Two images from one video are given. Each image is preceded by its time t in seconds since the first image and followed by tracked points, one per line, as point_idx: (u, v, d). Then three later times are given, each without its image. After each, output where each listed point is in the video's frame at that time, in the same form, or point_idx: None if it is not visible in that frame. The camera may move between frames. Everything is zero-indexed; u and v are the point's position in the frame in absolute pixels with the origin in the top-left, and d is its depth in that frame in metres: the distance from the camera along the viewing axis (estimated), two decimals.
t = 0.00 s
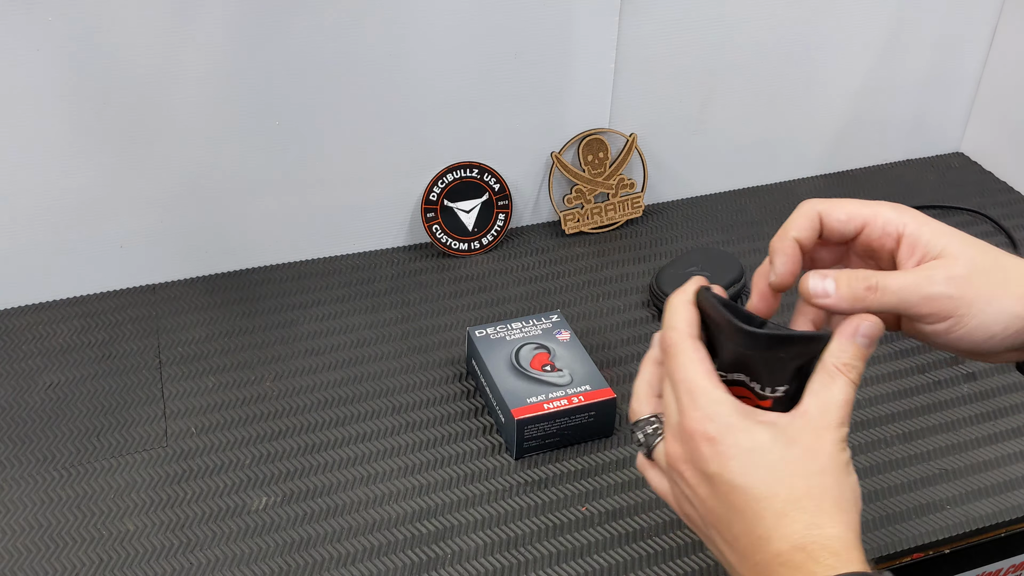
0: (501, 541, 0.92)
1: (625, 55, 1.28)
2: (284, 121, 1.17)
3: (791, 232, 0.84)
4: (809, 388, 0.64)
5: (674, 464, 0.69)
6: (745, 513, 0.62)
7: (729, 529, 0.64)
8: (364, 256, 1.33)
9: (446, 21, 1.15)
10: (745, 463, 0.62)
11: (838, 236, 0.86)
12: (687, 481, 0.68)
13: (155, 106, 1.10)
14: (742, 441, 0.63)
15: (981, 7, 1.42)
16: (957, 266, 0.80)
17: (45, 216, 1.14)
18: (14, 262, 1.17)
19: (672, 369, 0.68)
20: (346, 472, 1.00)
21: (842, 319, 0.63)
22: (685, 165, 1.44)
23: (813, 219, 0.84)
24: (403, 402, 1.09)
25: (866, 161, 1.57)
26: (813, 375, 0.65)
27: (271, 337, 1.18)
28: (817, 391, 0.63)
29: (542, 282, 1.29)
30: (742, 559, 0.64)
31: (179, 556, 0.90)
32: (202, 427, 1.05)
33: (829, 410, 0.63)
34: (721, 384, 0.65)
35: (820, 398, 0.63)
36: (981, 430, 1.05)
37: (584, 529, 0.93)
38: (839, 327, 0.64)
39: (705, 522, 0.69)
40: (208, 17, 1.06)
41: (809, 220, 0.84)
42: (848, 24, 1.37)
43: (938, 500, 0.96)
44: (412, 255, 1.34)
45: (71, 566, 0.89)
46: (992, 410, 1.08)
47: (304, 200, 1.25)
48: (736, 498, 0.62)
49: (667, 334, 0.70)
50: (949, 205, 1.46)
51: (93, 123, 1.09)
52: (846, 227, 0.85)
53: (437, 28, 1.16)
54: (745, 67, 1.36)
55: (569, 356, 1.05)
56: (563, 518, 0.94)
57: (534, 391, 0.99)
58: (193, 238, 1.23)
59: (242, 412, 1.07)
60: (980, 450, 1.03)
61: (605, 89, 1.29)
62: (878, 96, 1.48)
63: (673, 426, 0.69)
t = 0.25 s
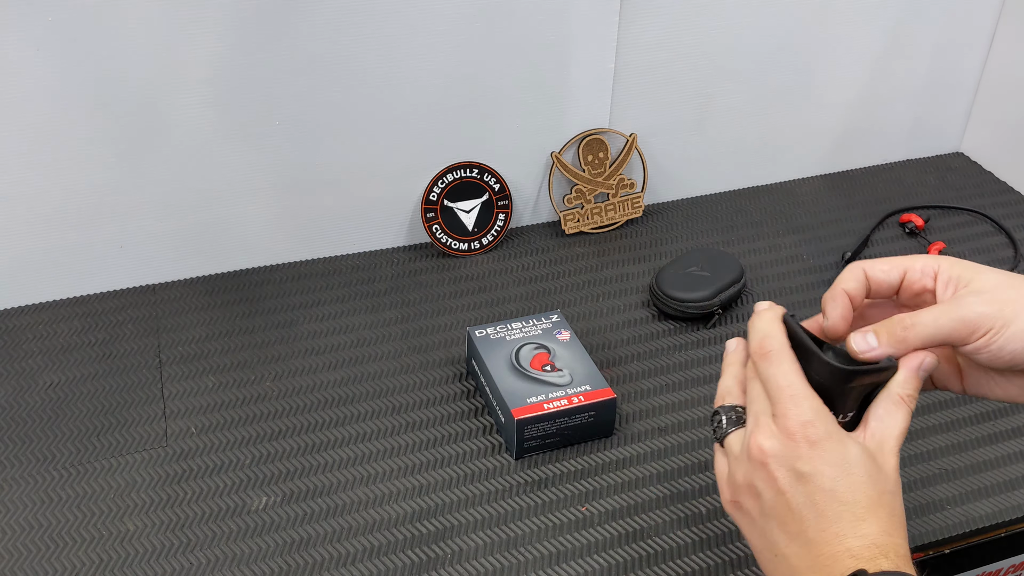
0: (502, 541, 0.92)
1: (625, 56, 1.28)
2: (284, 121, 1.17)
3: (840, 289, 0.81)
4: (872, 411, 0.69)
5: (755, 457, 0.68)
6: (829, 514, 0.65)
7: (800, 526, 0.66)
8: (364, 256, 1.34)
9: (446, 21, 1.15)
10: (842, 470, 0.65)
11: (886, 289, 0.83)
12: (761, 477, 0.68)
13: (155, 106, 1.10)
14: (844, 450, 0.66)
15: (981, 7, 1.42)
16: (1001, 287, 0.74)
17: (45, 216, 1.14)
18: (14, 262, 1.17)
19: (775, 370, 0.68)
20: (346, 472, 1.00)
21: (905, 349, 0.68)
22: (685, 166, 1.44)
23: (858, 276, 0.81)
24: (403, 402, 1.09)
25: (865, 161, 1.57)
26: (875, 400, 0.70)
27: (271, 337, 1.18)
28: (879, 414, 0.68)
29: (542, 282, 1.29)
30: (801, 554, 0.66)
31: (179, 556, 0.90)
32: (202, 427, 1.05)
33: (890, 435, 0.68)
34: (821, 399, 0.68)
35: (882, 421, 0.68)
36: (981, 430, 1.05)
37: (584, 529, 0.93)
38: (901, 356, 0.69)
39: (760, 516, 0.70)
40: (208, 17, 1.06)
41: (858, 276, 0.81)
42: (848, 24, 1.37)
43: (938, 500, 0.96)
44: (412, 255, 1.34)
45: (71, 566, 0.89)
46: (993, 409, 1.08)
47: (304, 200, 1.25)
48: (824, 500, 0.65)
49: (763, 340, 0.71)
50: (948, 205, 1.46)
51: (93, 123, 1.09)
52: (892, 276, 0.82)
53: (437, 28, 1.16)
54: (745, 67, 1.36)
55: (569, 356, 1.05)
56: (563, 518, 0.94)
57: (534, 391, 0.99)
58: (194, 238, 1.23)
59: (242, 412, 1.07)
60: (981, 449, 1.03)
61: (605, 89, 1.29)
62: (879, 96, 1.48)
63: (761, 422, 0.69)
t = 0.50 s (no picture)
0: (501, 541, 0.92)
1: (625, 56, 1.28)
2: (283, 121, 1.17)
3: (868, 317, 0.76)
4: (911, 420, 0.72)
5: (796, 455, 0.70)
6: (860, 515, 0.68)
7: (831, 522, 0.69)
8: (364, 256, 1.34)
9: (446, 21, 1.15)
10: (880, 475, 0.68)
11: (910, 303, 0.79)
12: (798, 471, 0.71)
13: (155, 107, 1.10)
14: (883, 457, 0.68)
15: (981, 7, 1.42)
16: None
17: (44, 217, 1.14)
18: (13, 262, 1.17)
19: (821, 375, 0.69)
20: (346, 472, 1.00)
21: (945, 362, 0.71)
22: (685, 166, 1.44)
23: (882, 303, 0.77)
24: (403, 402, 1.09)
25: (866, 161, 1.57)
26: (914, 409, 0.73)
27: (270, 337, 1.18)
28: (918, 425, 0.72)
29: (542, 282, 1.29)
30: (827, 549, 0.69)
31: (179, 556, 0.90)
32: (202, 427, 1.05)
33: (925, 445, 0.71)
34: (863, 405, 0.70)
35: (922, 432, 0.71)
36: (981, 430, 1.05)
37: (584, 529, 0.93)
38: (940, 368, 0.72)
39: (793, 508, 0.73)
40: (207, 18, 1.06)
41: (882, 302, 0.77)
42: (848, 24, 1.37)
43: (938, 501, 0.96)
44: (411, 255, 1.34)
45: (71, 566, 0.89)
46: (992, 410, 1.08)
47: (304, 200, 1.25)
48: (857, 502, 0.68)
49: (812, 344, 0.70)
50: (948, 205, 1.46)
51: (93, 123, 1.09)
52: (916, 288, 0.78)
53: (437, 28, 1.16)
54: (745, 67, 1.36)
55: (569, 356, 1.05)
56: (563, 518, 0.94)
57: (534, 391, 0.99)
58: (193, 238, 1.23)
59: (242, 412, 1.07)
60: (981, 450, 1.03)
61: (605, 89, 1.29)
62: (879, 96, 1.48)
63: (804, 422, 0.71)
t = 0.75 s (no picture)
0: (502, 541, 0.92)
1: (625, 56, 1.28)
2: (284, 121, 1.17)
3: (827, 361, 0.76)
4: (890, 424, 0.75)
5: (792, 452, 0.70)
6: (854, 511, 0.69)
7: (824, 518, 0.70)
8: (364, 256, 1.33)
9: (446, 21, 1.15)
10: (874, 474, 0.69)
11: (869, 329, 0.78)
12: (791, 469, 0.71)
13: (154, 106, 1.10)
14: (877, 456, 0.69)
15: (981, 8, 1.42)
16: (989, 329, 0.71)
17: (44, 216, 1.14)
18: (13, 262, 1.17)
19: (814, 377, 0.71)
20: (347, 472, 0.99)
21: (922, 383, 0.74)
22: (685, 166, 1.44)
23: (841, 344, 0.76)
24: (403, 402, 1.09)
25: (865, 161, 1.57)
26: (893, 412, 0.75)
27: (270, 338, 1.18)
28: (898, 428, 0.75)
29: (542, 282, 1.29)
30: (817, 544, 0.70)
31: (179, 556, 0.90)
32: (202, 427, 1.05)
33: (904, 446, 0.74)
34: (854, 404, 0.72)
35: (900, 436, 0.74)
36: (981, 430, 1.05)
37: (584, 529, 0.93)
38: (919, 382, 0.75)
39: (780, 505, 0.73)
40: (207, 17, 1.06)
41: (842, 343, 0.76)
42: (848, 24, 1.37)
43: (938, 500, 0.96)
44: (411, 255, 1.34)
45: (71, 566, 0.89)
46: (992, 410, 1.08)
47: (304, 200, 1.25)
48: (851, 499, 0.69)
49: (802, 347, 0.72)
50: (948, 205, 1.46)
51: (92, 123, 1.09)
52: (872, 328, 0.75)
53: (437, 28, 1.16)
54: (745, 67, 1.36)
55: (569, 356, 1.05)
56: (563, 518, 0.94)
57: (534, 391, 0.99)
58: (193, 238, 1.23)
59: (242, 412, 1.07)
60: (981, 450, 1.03)
61: (605, 89, 1.29)
62: (878, 96, 1.48)
63: (798, 421, 0.71)
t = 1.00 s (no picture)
0: (502, 541, 0.92)
1: (625, 56, 1.28)
2: (284, 121, 1.17)
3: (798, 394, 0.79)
4: (867, 425, 0.78)
5: (782, 445, 0.71)
6: (838, 502, 0.70)
7: (810, 510, 0.70)
8: (364, 256, 1.33)
9: (446, 21, 1.15)
10: (857, 466, 0.70)
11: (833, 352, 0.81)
12: (780, 462, 0.71)
13: (154, 106, 1.10)
14: (861, 451, 0.71)
15: (981, 7, 1.42)
16: (936, 337, 0.73)
17: (44, 216, 1.14)
18: (13, 262, 1.17)
19: (801, 377, 0.73)
20: (347, 472, 1.00)
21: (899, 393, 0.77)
22: (685, 166, 1.44)
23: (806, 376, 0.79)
24: (403, 402, 1.09)
25: (865, 161, 1.57)
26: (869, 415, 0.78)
27: (270, 338, 1.18)
28: (876, 429, 0.77)
29: (542, 282, 1.29)
30: (802, 537, 0.70)
31: (179, 556, 0.90)
32: (202, 427, 1.05)
33: (881, 447, 0.77)
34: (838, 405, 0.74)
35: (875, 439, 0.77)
36: (982, 430, 1.05)
37: (584, 529, 0.93)
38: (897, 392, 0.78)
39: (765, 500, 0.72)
40: (207, 17, 1.06)
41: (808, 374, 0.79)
42: (847, 24, 1.37)
43: (939, 500, 0.96)
44: (412, 255, 1.34)
45: (71, 566, 0.89)
46: (993, 410, 1.08)
47: (304, 200, 1.25)
48: (836, 491, 0.70)
49: (786, 353, 0.75)
50: (948, 205, 1.46)
51: (92, 123, 1.09)
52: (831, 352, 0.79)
53: (438, 28, 1.16)
54: (744, 67, 1.36)
55: (569, 356, 1.05)
56: (563, 518, 0.94)
57: (534, 391, 0.99)
58: (193, 238, 1.23)
59: (242, 412, 1.07)
60: (981, 450, 1.03)
61: (605, 89, 1.29)
62: (878, 96, 1.48)
63: (786, 415, 0.72)
